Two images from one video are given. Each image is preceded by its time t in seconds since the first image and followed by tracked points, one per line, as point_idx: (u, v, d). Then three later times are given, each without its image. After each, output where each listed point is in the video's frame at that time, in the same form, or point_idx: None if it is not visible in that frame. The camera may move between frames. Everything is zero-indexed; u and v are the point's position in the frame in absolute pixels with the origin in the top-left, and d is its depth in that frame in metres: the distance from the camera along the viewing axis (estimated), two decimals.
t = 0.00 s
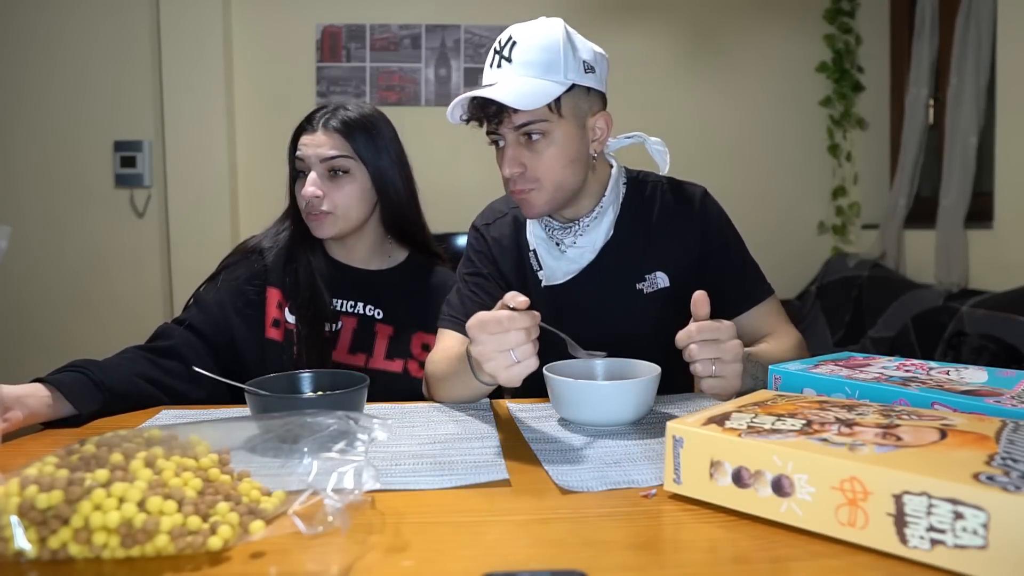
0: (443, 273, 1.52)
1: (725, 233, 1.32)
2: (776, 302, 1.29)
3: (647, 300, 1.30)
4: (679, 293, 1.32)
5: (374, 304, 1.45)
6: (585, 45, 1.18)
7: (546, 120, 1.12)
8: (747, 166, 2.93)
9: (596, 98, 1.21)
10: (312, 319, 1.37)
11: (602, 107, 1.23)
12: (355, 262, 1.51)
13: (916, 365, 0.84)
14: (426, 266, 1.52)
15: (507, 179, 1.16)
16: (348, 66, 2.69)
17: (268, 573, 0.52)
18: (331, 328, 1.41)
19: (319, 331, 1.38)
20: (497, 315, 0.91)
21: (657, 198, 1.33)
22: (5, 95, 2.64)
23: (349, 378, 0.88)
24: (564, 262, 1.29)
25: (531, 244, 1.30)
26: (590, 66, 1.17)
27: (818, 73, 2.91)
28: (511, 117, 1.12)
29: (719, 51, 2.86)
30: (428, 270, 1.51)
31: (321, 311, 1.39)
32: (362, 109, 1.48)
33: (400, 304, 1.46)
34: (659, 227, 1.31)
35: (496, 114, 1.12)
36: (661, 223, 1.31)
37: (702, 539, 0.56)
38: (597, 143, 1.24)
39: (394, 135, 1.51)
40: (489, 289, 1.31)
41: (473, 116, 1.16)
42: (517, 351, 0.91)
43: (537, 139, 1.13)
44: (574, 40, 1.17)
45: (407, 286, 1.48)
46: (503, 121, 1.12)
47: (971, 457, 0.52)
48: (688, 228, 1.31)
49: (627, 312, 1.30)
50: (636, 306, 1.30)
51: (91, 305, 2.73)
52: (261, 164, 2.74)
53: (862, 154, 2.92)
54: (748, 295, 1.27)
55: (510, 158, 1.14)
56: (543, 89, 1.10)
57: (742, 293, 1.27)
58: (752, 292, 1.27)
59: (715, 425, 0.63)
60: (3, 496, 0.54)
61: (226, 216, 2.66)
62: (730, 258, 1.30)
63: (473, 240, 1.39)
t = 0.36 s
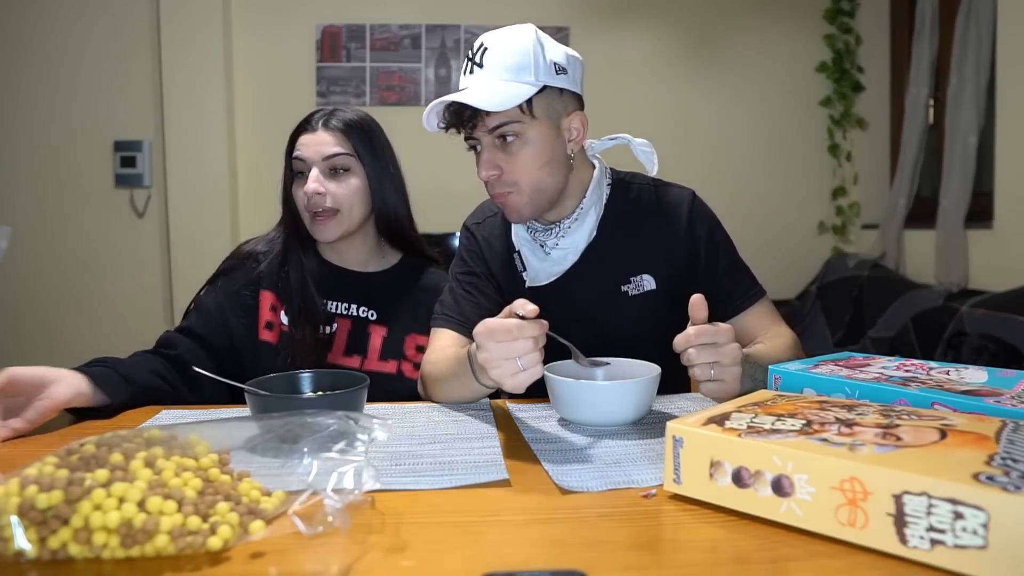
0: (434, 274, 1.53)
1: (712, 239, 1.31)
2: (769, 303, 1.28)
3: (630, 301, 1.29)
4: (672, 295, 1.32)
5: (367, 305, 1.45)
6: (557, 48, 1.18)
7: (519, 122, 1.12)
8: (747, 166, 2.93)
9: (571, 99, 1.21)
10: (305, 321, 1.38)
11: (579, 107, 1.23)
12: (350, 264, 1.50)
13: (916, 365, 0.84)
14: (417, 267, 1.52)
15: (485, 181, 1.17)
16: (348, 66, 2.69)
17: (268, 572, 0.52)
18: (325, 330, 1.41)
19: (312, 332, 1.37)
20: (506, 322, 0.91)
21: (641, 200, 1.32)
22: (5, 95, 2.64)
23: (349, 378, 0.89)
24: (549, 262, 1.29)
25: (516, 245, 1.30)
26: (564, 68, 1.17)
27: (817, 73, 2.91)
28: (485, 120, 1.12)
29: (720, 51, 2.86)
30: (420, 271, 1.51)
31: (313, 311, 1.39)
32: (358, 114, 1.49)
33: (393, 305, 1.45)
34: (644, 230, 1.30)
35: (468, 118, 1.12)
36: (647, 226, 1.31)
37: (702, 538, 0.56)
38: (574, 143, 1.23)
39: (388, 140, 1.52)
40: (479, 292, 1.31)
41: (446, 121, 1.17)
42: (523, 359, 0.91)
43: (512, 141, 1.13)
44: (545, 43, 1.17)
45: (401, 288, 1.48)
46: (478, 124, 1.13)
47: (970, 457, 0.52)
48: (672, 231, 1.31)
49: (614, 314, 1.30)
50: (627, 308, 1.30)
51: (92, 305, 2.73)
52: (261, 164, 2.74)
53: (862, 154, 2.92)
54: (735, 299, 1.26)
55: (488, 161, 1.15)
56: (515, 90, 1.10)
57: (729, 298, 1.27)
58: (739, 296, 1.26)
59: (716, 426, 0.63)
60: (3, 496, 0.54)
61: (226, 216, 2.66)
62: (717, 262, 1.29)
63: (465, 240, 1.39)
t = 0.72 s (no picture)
0: (420, 305, 1.44)
1: (729, 235, 1.33)
2: (773, 301, 1.29)
3: (652, 296, 1.32)
4: (666, 297, 1.33)
5: (340, 330, 1.38)
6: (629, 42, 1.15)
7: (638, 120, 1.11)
8: (747, 166, 2.93)
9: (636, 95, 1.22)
10: (257, 310, 1.32)
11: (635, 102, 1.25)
12: (325, 286, 1.42)
13: (916, 365, 0.84)
14: (405, 291, 1.45)
15: (581, 173, 1.13)
16: (348, 66, 2.69)
17: (269, 572, 0.52)
18: (288, 342, 1.36)
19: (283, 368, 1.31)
20: (532, 359, 0.85)
21: (667, 197, 1.35)
22: (5, 95, 2.64)
23: (349, 378, 0.89)
24: (585, 258, 1.30)
25: (551, 240, 1.30)
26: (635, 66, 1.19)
27: (818, 73, 2.91)
28: (612, 113, 1.09)
29: (720, 51, 2.86)
30: (405, 299, 1.43)
31: (288, 324, 1.38)
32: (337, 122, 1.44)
33: (370, 328, 1.40)
34: (665, 227, 1.33)
35: (580, 109, 1.08)
36: (670, 223, 1.33)
37: (702, 538, 0.56)
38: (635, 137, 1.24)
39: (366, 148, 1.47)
40: (493, 290, 1.30)
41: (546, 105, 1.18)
42: (535, 391, 0.86)
43: (626, 138, 1.11)
44: (607, 36, 1.14)
45: (381, 313, 1.42)
46: (602, 116, 1.09)
47: (970, 457, 0.52)
48: (694, 228, 1.33)
49: (630, 310, 1.32)
50: (645, 304, 1.32)
51: (92, 305, 2.73)
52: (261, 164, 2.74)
53: (862, 154, 2.93)
54: (741, 296, 1.27)
55: (595, 155, 1.11)
56: (610, 88, 1.07)
57: (738, 294, 1.27)
58: (747, 292, 1.27)
59: (715, 426, 0.63)
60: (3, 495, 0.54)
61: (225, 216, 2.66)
62: (733, 257, 1.31)
63: (479, 239, 1.36)
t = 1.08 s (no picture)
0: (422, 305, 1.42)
1: (729, 234, 1.33)
2: (774, 301, 1.28)
3: (652, 296, 1.32)
4: (665, 297, 1.33)
5: (345, 331, 1.38)
6: (627, 41, 1.15)
7: (637, 119, 1.10)
8: (747, 166, 2.93)
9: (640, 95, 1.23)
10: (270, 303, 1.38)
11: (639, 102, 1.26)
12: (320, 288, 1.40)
13: (916, 365, 0.84)
14: (414, 300, 1.42)
15: (581, 172, 1.13)
16: (348, 66, 2.69)
17: (269, 572, 0.52)
18: (292, 338, 1.37)
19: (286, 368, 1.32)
20: (536, 359, 0.84)
21: (667, 197, 1.35)
22: (5, 95, 2.63)
23: (349, 378, 0.89)
24: (586, 257, 1.30)
25: (552, 239, 1.31)
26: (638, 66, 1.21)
27: (817, 73, 2.91)
28: (610, 112, 1.09)
29: (720, 51, 2.86)
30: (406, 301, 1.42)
31: (296, 320, 1.39)
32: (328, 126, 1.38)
33: (372, 330, 1.39)
34: (666, 227, 1.33)
35: (578, 107, 1.08)
36: (670, 223, 1.33)
37: (701, 538, 0.56)
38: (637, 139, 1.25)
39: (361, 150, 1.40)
40: (493, 289, 1.30)
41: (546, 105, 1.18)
42: (536, 391, 0.86)
43: (625, 137, 1.10)
44: (605, 35, 1.14)
45: (384, 313, 1.40)
46: (601, 114, 1.08)
47: (970, 457, 0.52)
48: (695, 228, 1.33)
49: (631, 310, 1.32)
50: (646, 304, 1.32)
51: (93, 305, 2.73)
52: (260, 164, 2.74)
53: (862, 154, 2.92)
54: (742, 296, 1.27)
55: (595, 153, 1.10)
56: (608, 86, 1.08)
57: (738, 294, 1.28)
58: (747, 291, 1.27)
59: (716, 426, 0.63)
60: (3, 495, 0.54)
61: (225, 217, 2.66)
62: (734, 257, 1.31)
63: (480, 239, 1.36)
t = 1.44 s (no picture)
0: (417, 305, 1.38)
1: (730, 234, 1.33)
2: (774, 301, 1.29)
3: (652, 295, 1.32)
4: (666, 297, 1.33)
5: (339, 333, 1.35)
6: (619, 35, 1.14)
7: (625, 113, 1.11)
8: (748, 166, 2.93)
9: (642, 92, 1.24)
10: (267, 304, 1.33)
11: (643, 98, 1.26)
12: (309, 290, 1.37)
13: (916, 365, 0.84)
14: (394, 304, 1.36)
15: (569, 166, 1.14)
16: (348, 66, 2.69)
17: (269, 572, 0.52)
18: (290, 340, 1.34)
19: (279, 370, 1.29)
20: (534, 359, 0.85)
21: (668, 197, 1.35)
22: (5, 95, 2.63)
23: (348, 378, 0.89)
24: (585, 256, 1.30)
25: (551, 237, 1.31)
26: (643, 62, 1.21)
27: (817, 73, 2.91)
28: (596, 105, 1.09)
29: (720, 51, 2.86)
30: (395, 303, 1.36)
31: (295, 321, 1.36)
32: (317, 131, 1.33)
33: (366, 330, 1.35)
34: (666, 227, 1.33)
35: (562, 100, 1.09)
36: (671, 223, 1.33)
37: (701, 538, 0.56)
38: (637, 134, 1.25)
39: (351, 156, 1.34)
40: (494, 288, 1.30)
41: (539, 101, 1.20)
42: (534, 389, 0.87)
43: (613, 131, 1.11)
44: (595, 31, 1.13)
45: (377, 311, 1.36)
46: (586, 107, 1.09)
47: (970, 457, 0.52)
48: (695, 228, 1.33)
49: (631, 310, 1.32)
50: (646, 304, 1.32)
51: (93, 305, 2.73)
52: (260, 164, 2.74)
53: (862, 154, 2.92)
54: (743, 296, 1.27)
55: (582, 146, 1.11)
56: (591, 78, 1.08)
57: (739, 294, 1.27)
58: (748, 291, 1.27)
59: (715, 426, 0.63)
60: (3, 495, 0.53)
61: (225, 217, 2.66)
62: (734, 257, 1.31)
63: (480, 238, 1.37)
